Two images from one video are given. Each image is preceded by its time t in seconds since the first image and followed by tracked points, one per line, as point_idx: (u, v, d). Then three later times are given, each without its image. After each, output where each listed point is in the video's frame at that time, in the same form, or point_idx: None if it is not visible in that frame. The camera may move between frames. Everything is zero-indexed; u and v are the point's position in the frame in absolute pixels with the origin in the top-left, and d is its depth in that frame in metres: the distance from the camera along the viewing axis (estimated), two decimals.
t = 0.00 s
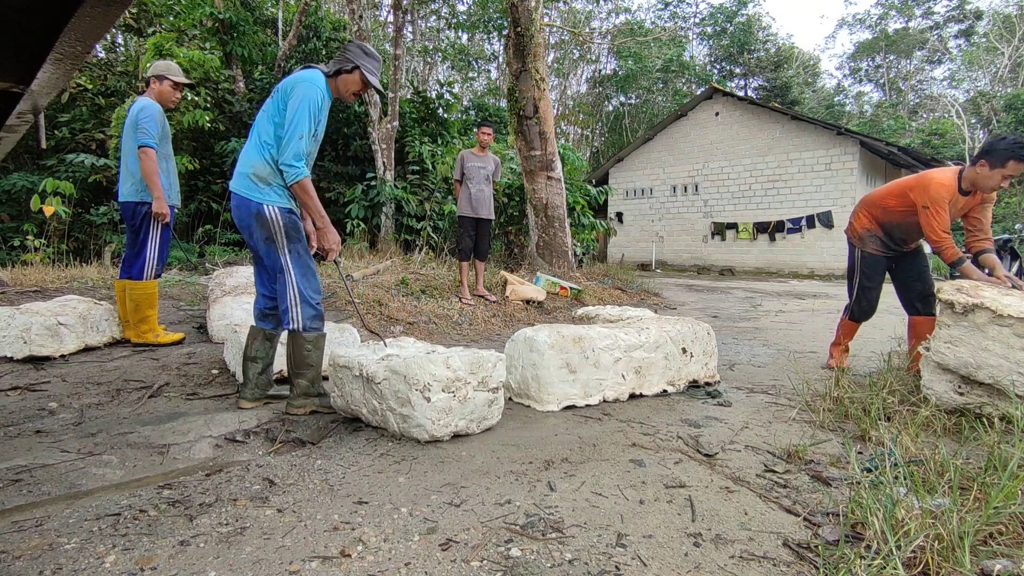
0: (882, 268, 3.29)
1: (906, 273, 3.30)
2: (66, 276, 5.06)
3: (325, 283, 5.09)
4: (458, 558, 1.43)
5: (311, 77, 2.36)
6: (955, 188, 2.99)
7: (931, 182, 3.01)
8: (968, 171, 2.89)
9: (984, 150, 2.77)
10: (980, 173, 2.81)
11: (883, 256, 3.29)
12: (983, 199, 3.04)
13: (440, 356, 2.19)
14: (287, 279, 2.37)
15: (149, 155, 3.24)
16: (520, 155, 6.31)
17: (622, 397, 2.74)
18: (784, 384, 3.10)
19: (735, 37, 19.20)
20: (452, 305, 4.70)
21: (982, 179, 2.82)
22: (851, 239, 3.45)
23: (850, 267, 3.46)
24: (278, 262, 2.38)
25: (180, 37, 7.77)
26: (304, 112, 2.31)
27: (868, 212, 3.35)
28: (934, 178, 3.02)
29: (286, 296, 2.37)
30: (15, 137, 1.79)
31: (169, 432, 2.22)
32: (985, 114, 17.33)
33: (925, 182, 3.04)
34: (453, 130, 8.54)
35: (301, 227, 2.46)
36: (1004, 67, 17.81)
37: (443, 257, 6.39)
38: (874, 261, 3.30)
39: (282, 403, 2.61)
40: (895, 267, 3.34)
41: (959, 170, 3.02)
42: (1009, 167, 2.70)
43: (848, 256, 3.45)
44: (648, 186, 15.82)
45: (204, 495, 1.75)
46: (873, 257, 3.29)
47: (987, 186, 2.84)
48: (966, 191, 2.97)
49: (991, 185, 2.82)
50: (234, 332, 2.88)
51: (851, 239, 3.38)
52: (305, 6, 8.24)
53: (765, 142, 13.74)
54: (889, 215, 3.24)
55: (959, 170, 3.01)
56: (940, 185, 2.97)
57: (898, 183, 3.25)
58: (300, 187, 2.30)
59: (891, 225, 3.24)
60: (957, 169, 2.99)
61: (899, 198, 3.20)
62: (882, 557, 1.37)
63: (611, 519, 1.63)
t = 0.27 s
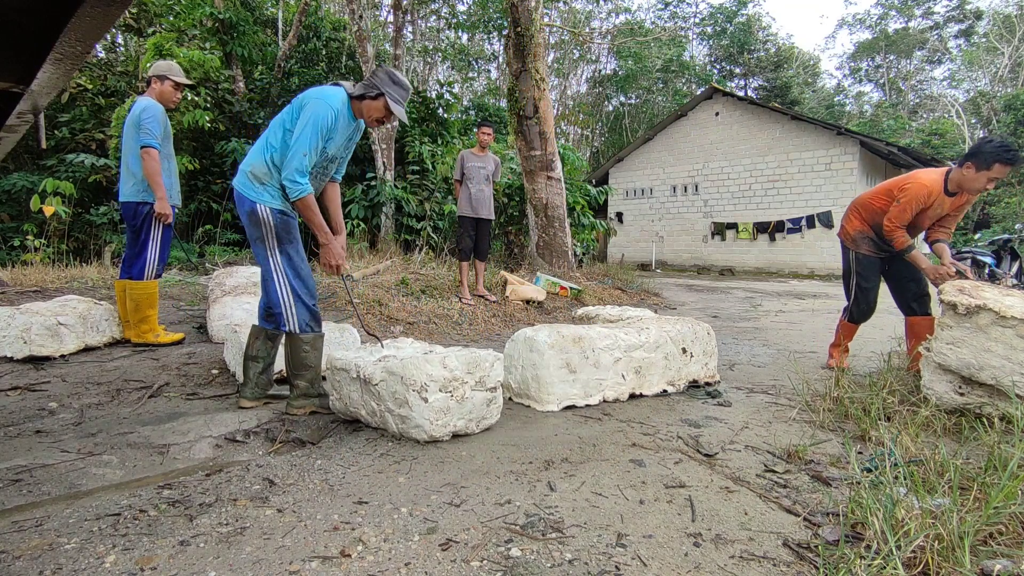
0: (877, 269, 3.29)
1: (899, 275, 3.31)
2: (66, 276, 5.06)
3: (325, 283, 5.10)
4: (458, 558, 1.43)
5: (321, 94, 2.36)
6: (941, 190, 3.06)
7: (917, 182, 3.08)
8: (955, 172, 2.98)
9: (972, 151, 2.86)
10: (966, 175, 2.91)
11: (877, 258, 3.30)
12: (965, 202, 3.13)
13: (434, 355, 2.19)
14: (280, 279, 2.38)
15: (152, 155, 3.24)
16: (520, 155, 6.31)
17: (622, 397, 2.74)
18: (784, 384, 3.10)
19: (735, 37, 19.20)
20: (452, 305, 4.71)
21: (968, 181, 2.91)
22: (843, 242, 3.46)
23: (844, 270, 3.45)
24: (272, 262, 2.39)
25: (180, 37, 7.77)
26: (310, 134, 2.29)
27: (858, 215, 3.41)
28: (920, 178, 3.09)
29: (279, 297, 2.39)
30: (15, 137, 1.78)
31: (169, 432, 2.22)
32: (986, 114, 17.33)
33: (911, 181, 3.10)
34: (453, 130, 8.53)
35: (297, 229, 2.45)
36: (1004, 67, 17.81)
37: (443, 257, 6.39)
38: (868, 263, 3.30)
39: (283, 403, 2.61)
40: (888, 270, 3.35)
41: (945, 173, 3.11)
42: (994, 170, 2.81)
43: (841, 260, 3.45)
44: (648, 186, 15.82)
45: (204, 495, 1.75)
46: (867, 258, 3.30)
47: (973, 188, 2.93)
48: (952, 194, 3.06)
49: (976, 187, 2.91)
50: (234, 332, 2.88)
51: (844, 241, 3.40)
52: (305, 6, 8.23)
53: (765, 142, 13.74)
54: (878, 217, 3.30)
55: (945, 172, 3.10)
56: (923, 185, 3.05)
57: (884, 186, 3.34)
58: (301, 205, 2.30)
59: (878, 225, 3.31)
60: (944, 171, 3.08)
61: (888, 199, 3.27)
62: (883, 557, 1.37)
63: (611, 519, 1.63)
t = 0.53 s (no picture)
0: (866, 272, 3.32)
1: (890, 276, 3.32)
2: (66, 276, 5.05)
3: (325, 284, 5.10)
4: (458, 558, 1.43)
5: (347, 132, 2.35)
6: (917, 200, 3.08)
7: (892, 194, 3.09)
8: (929, 183, 3.00)
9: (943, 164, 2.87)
10: (940, 187, 2.92)
11: (864, 261, 3.34)
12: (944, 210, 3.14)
13: (434, 355, 2.19)
14: (287, 280, 2.38)
15: (154, 156, 3.24)
16: (520, 155, 6.31)
17: (622, 396, 2.74)
18: (784, 384, 3.10)
19: (735, 37, 19.21)
20: (452, 305, 4.71)
21: (942, 193, 2.93)
22: (830, 249, 3.50)
23: (835, 275, 3.48)
24: (279, 265, 2.40)
25: (180, 37, 7.76)
26: (349, 188, 2.29)
27: (840, 224, 3.44)
28: (896, 191, 3.09)
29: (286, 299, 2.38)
30: (15, 138, 1.78)
31: (169, 432, 2.22)
32: (985, 114, 17.32)
33: (886, 195, 3.11)
34: (453, 130, 8.53)
35: (301, 231, 2.45)
36: (1004, 67, 17.81)
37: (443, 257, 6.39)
38: (857, 267, 3.33)
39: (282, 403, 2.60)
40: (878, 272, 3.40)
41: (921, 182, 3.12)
42: (965, 183, 2.81)
43: (830, 266, 3.49)
44: (648, 186, 15.82)
45: (204, 495, 1.75)
46: (854, 262, 3.34)
47: (948, 198, 2.95)
48: (928, 203, 3.07)
49: (951, 198, 2.93)
50: (233, 332, 2.88)
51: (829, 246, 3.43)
52: (305, 6, 8.24)
53: (765, 142, 13.74)
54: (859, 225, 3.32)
55: (920, 182, 3.11)
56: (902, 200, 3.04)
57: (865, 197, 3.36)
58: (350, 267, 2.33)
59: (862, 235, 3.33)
60: (918, 182, 3.09)
61: (866, 210, 3.28)
62: (883, 557, 1.37)
63: (610, 519, 1.63)
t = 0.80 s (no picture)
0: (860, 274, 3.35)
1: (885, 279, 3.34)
2: (66, 276, 5.05)
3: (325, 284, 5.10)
4: (458, 558, 1.43)
5: (362, 120, 2.41)
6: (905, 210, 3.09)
7: (880, 203, 3.10)
8: (917, 193, 3.00)
9: (931, 175, 2.87)
10: (927, 197, 2.93)
11: (857, 262, 3.38)
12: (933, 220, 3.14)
13: (434, 354, 2.19)
14: (290, 279, 2.37)
15: (155, 157, 3.25)
16: (520, 155, 6.31)
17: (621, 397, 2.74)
18: (784, 384, 3.10)
19: (735, 37, 19.21)
20: (452, 305, 4.71)
21: (930, 204, 2.93)
22: (824, 251, 3.56)
23: (831, 277, 3.52)
24: (282, 262, 2.37)
25: (180, 37, 7.76)
26: (345, 156, 2.34)
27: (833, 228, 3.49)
28: (884, 200, 3.10)
29: (289, 296, 2.37)
30: (15, 138, 1.78)
31: (169, 432, 2.22)
32: (985, 114, 17.32)
33: (874, 204, 3.13)
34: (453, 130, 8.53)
35: (309, 230, 2.45)
36: (1004, 66, 17.81)
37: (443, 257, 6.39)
38: (850, 268, 3.37)
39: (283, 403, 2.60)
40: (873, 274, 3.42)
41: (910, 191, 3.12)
42: (952, 195, 2.82)
43: (825, 268, 3.53)
44: (648, 186, 15.82)
45: (204, 495, 1.75)
46: (847, 263, 3.38)
47: (935, 208, 2.95)
48: (916, 212, 3.08)
49: (939, 209, 2.94)
50: (233, 332, 2.87)
51: (822, 249, 3.50)
52: (305, 6, 8.24)
53: (765, 142, 13.74)
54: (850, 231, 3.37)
55: (909, 192, 3.11)
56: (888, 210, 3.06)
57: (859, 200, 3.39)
58: (323, 219, 2.31)
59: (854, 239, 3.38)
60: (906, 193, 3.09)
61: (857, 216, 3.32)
62: (882, 557, 1.37)
63: (610, 519, 1.63)
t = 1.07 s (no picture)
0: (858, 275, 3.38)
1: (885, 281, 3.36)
2: (66, 276, 5.05)
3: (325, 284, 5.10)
4: (458, 558, 1.43)
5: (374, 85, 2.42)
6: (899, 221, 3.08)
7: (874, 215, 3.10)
8: (910, 205, 3.00)
9: (924, 188, 2.87)
10: (920, 210, 2.93)
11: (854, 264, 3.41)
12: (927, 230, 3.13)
13: (434, 354, 2.19)
14: (311, 281, 2.40)
15: (155, 157, 3.25)
16: (520, 155, 6.31)
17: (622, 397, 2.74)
18: (784, 384, 3.10)
19: (735, 37, 19.21)
20: (452, 305, 4.71)
21: (923, 216, 2.93)
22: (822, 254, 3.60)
23: (830, 280, 3.55)
24: (308, 262, 2.40)
25: (180, 37, 7.76)
26: (359, 111, 2.34)
27: (829, 233, 3.53)
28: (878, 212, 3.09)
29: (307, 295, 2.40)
30: (15, 137, 1.78)
31: (169, 432, 2.22)
32: (985, 114, 17.32)
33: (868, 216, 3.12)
34: (453, 130, 8.52)
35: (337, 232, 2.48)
36: (1005, 66, 17.80)
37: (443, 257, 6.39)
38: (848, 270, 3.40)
39: (283, 403, 2.60)
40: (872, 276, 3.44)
41: (905, 201, 3.12)
42: (944, 208, 2.82)
43: (824, 271, 3.57)
44: (648, 186, 15.82)
45: (204, 495, 1.75)
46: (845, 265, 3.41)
47: (928, 219, 2.95)
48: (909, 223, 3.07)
49: (932, 221, 2.94)
50: (234, 331, 2.87)
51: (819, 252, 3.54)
52: (305, 6, 8.24)
53: (765, 142, 13.74)
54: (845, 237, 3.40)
55: (904, 202, 3.11)
56: (880, 221, 3.06)
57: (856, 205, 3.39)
58: (338, 173, 2.29)
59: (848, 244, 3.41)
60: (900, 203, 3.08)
61: (852, 223, 3.34)
62: (882, 557, 1.37)
63: (611, 519, 1.63)
